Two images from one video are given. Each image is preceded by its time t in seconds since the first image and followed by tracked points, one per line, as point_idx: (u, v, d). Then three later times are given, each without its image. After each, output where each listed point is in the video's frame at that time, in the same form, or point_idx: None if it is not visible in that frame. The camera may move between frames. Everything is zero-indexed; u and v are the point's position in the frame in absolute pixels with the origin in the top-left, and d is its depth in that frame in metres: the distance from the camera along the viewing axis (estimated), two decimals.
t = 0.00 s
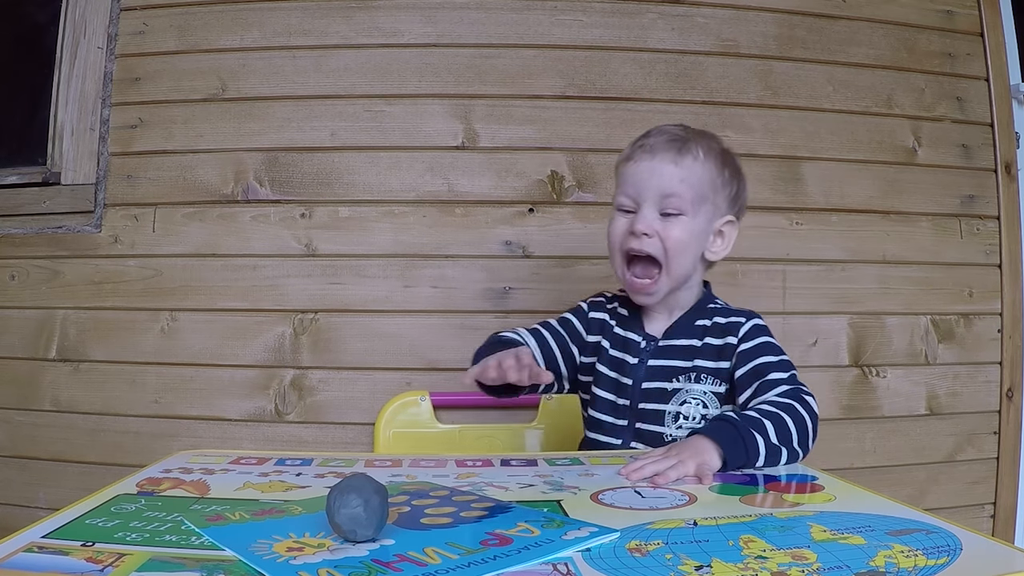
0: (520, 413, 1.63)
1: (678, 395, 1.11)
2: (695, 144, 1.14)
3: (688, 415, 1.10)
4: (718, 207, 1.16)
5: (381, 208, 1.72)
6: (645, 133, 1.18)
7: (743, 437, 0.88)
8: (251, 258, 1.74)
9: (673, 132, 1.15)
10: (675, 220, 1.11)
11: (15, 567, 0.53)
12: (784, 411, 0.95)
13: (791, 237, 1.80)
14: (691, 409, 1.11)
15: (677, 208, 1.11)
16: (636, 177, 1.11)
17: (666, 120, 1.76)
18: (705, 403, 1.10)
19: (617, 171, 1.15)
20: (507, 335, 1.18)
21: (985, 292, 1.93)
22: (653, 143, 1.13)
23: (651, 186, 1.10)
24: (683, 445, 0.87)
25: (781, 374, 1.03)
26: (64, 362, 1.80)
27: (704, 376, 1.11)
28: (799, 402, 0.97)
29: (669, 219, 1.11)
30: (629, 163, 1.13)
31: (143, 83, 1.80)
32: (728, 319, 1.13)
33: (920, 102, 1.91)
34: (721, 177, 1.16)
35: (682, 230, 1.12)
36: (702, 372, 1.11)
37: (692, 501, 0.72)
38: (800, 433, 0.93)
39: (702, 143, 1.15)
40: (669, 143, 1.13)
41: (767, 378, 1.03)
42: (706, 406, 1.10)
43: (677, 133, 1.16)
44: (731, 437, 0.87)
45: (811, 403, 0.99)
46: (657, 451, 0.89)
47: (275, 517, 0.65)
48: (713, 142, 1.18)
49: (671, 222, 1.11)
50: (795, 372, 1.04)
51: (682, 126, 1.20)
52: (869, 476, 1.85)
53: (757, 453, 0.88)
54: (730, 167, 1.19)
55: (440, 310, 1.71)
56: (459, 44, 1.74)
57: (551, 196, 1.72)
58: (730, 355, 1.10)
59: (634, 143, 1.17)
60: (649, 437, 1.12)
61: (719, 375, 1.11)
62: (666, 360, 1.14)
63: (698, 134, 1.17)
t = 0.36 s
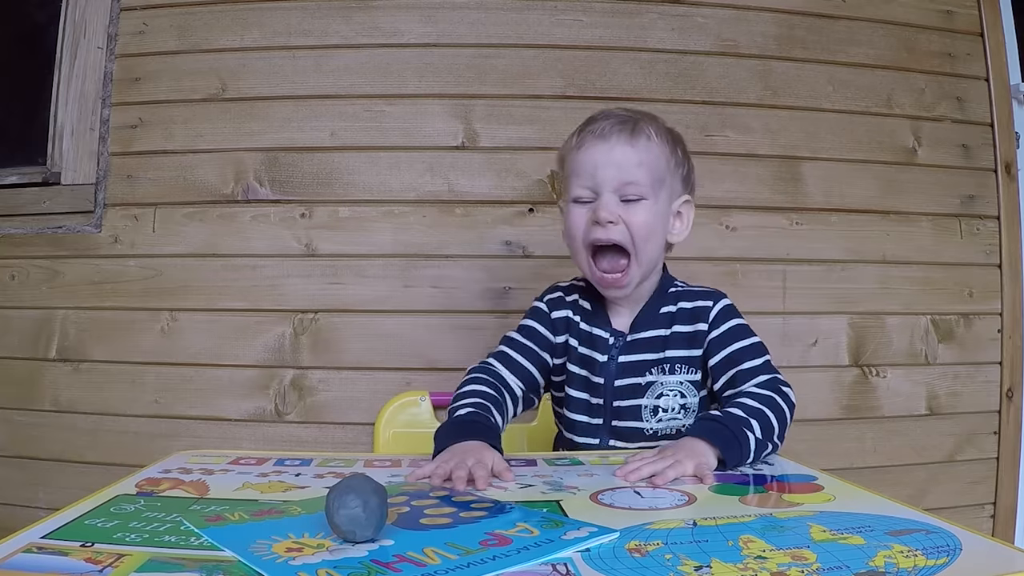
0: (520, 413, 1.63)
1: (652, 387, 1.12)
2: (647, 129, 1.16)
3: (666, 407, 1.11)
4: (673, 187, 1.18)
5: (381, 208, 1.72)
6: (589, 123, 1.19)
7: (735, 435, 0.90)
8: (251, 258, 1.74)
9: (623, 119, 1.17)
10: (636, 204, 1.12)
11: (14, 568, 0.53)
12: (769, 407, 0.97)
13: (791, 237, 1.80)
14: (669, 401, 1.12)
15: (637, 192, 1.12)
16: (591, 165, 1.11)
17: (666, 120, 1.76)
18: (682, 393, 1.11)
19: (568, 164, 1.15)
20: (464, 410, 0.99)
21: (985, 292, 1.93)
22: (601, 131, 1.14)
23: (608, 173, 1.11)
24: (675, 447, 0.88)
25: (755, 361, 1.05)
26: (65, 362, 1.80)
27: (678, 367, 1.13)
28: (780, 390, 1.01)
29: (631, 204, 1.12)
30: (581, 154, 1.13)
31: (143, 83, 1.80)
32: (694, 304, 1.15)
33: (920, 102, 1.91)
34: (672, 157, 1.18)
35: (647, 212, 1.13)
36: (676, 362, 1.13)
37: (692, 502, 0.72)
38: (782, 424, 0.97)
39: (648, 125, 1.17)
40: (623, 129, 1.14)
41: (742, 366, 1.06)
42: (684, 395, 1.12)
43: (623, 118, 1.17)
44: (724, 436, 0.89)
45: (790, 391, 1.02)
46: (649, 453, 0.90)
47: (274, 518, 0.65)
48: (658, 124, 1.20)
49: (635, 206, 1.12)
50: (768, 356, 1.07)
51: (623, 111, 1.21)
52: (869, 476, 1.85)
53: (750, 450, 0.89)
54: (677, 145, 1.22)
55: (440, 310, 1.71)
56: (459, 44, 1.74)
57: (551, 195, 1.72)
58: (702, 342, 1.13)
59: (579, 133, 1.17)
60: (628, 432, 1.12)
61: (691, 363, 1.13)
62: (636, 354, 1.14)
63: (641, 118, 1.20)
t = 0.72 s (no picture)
0: (520, 413, 1.63)
1: (680, 369, 1.11)
2: (710, 139, 1.01)
3: (692, 392, 1.10)
4: (737, 197, 1.06)
5: (381, 208, 1.72)
6: (653, 116, 1.03)
7: (742, 440, 0.90)
8: (251, 258, 1.74)
9: (684, 123, 1.01)
10: (692, 228, 1.02)
11: (14, 567, 0.53)
12: (777, 417, 0.97)
13: (791, 237, 1.80)
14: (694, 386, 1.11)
15: (696, 219, 1.01)
16: (647, 188, 0.99)
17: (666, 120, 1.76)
18: (708, 379, 1.11)
19: (621, 171, 1.02)
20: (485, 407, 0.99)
21: (985, 291, 1.93)
22: (663, 144, 0.99)
23: (666, 200, 0.99)
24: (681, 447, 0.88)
25: (778, 364, 1.06)
26: (64, 362, 1.80)
27: (710, 352, 1.11)
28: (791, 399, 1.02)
29: (686, 229, 1.02)
30: (632, 177, 1.00)
31: (142, 83, 1.80)
32: (733, 291, 1.12)
33: (920, 102, 1.91)
34: (741, 164, 1.04)
35: (702, 237, 1.02)
36: (708, 348, 1.11)
37: (692, 502, 0.72)
38: (785, 432, 0.97)
39: (718, 129, 1.02)
40: (682, 142, 0.99)
41: (764, 365, 1.06)
42: (709, 381, 1.11)
43: (690, 123, 1.01)
44: (730, 440, 0.89)
45: (802, 404, 1.02)
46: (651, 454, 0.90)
47: (275, 517, 0.65)
48: (729, 121, 1.04)
49: (689, 232, 1.02)
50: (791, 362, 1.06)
51: (687, 104, 1.04)
52: (869, 476, 1.85)
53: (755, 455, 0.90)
54: (750, 142, 1.06)
55: (440, 310, 1.71)
56: (459, 44, 1.74)
57: (551, 195, 1.72)
58: (735, 332, 1.11)
59: (639, 133, 1.02)
60: (648, 409, 1.12)
61: (721, 350, 1.11)
62: (670, 333, 1.12)
63: (710, 115, 1.03)
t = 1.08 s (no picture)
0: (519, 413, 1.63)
1: (692, 377, 1.11)
2: (740, 172, 0.96)
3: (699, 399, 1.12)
4: (759, 225, 1.02)
5: (381, 208, 1.72)
6: (683, 140, 0.97)
7: (738, 436, 0.92)
8: (250, 258, 1.74)
9: (716, 154, 0.96)
10: (716, 261, 0.98)
11: (12, 569, 0.53)
12: (760, 417, 1.01)
13: (791, 237, 1.80)
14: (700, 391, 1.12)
15: (721, 253, 0.97)
16: (675, 221, 0.94)
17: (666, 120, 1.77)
18: (711, 383, 1.11)
19: (646, 196, 0.96)
20: (476, 407, 0.97)
21: (985, 291, 1.93)
22: (695, 175, 0.94)
23: (695, 235, 0.94)
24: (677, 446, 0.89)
25: (767, 373, 1.10)
26: (64, 362, 1.80)
27: (716, 356, 1.11)
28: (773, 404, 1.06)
29: (711, 262, 0.98)
30: (659, 209, 0.95)
31: (142, 83, 1.80)
32: (739, 298, 1.13)
33: (920, 102, 1.91)
34: (767, 193, 1.00)
35: (724, 268, 0.99)
36: (715, 354, 1.11)
37: (690, 502, 0.73)
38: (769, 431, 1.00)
39: (749, 159, 0.97)
40: (713, 176, 0.94)
41: (753, 373, 1.10)
42: (711, 385, 1.12)
43: (723, 153, 0.96)
44: (726, 436, 0.91)
45: (778, 410, 1.07)
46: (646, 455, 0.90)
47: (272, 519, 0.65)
48: (758, 148, 0.99)
49: (712, 264, 0.98)
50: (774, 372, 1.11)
51: (717, 130, 0.98)
52: (868, 476, 1.85)
53: (751, 452, 0.92)
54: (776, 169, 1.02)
55: (440, 311, 1.71)
56: (459, 44, 1.74)
57: (551, 196, 1.72)
58: (739, 338, 1.12)
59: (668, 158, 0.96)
60: (659, 418, 1.12)
61: (724, 355, 1.12)
62: (687, 342, 1.11)
63: (741, 142, 0.98)
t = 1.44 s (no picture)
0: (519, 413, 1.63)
1: (692, 386, 1.12)
2: (729, 180, 0.97)
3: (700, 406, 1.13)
4: (749, 235, 1.03)
5: (381, 208, 1.72)
6: (671, 152, 0.98)
7: (737, 436, 0.93)
8: (250, 258, 1.74)
9: (705, 163, 0.97)
10: (709, 269, 0.98)
11: (12, 568, 0.53)
12: (755, 415, 1.01)
13: (791, 237, 1.80)
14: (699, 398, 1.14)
15: (714, 261, 0.97)
16: (667, 228, 0.94)
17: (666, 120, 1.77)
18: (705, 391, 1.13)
19: (637, 206, 0.97)
20: (475, 408, 0.95)
21: (985, 291, 1.93)
22: (685, 184, 0.94)
23: (687, 242, 0.94)
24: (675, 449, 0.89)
25: (756, 373, 1.11)
26: (65, 362, 1.80)
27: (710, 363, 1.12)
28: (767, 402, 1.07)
29: (704, 270, 0.98)
30: (651, 216, 0.95)
31: (142, 83, 1.80)
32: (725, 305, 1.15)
33: (920, 102, 1.91)
34: (757, 202, 1.01)
35: (717, 276, 0.99)
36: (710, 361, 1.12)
37: (691, 501, 0.72)
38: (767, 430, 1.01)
39: (738, 169, 0.98)
40: (702, 183, 0.95)
41: (744, 373, 1.11)
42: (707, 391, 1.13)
43: (711, 163, 0.97)
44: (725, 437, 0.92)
45: (774, 408, 1.08)
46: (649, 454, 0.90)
47: (274, 518, 0.65)
48: (747, 158, 1.01)
49: (705, 272, 0.98)
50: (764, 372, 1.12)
51: (705, 142, 1.00)
52: (868, 476, 1.85)
53: (750, 452, 0.93)
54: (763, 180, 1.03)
55: (440, 311, 1.71)
56: (459, 44, 1.74)
57: (551, 196, 1.72)
58: (728, 342, 1.13)
59: (657, 169, 0.97)
60: (662, 426, 1.13)
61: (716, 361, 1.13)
62: (689, 351, 1.11)
63: (729, 153, 1.00)
